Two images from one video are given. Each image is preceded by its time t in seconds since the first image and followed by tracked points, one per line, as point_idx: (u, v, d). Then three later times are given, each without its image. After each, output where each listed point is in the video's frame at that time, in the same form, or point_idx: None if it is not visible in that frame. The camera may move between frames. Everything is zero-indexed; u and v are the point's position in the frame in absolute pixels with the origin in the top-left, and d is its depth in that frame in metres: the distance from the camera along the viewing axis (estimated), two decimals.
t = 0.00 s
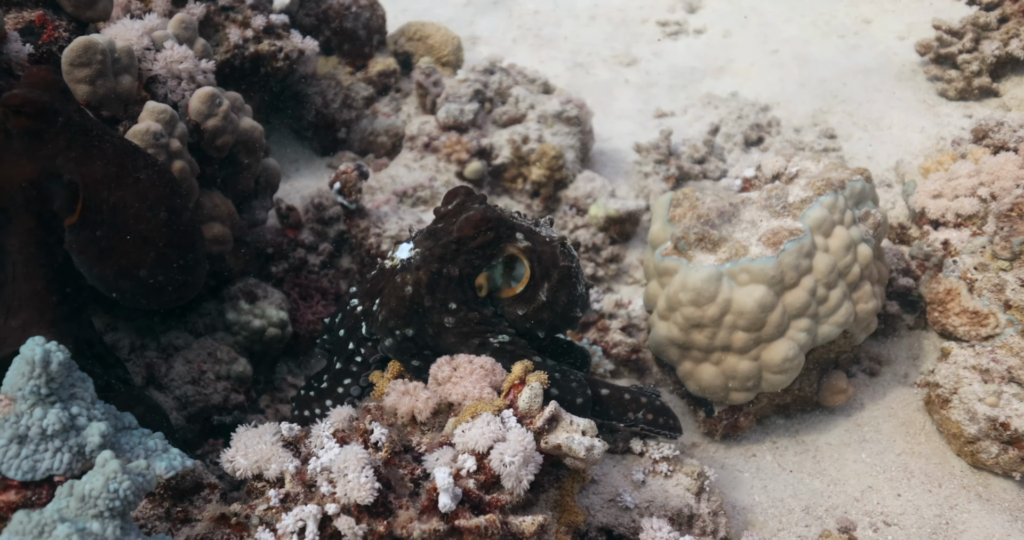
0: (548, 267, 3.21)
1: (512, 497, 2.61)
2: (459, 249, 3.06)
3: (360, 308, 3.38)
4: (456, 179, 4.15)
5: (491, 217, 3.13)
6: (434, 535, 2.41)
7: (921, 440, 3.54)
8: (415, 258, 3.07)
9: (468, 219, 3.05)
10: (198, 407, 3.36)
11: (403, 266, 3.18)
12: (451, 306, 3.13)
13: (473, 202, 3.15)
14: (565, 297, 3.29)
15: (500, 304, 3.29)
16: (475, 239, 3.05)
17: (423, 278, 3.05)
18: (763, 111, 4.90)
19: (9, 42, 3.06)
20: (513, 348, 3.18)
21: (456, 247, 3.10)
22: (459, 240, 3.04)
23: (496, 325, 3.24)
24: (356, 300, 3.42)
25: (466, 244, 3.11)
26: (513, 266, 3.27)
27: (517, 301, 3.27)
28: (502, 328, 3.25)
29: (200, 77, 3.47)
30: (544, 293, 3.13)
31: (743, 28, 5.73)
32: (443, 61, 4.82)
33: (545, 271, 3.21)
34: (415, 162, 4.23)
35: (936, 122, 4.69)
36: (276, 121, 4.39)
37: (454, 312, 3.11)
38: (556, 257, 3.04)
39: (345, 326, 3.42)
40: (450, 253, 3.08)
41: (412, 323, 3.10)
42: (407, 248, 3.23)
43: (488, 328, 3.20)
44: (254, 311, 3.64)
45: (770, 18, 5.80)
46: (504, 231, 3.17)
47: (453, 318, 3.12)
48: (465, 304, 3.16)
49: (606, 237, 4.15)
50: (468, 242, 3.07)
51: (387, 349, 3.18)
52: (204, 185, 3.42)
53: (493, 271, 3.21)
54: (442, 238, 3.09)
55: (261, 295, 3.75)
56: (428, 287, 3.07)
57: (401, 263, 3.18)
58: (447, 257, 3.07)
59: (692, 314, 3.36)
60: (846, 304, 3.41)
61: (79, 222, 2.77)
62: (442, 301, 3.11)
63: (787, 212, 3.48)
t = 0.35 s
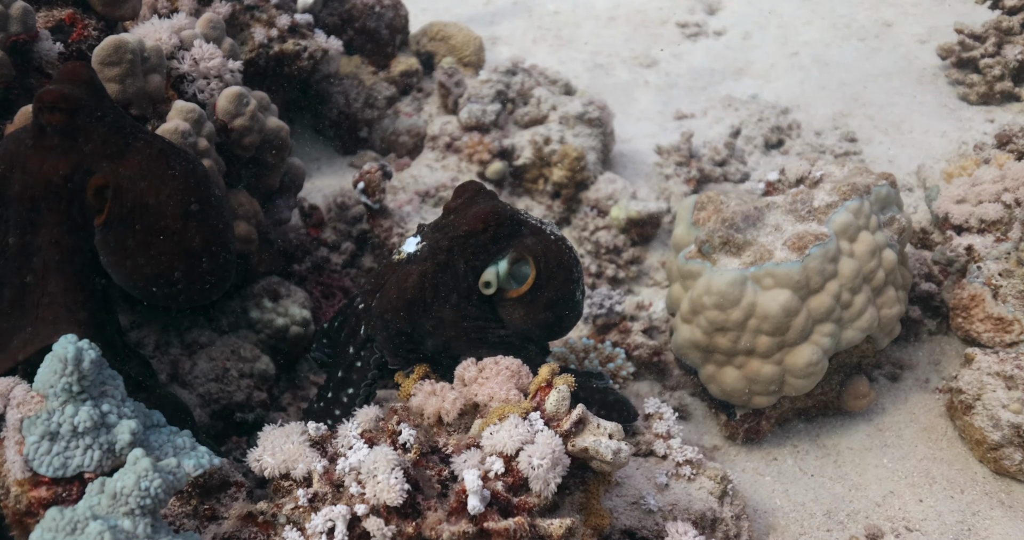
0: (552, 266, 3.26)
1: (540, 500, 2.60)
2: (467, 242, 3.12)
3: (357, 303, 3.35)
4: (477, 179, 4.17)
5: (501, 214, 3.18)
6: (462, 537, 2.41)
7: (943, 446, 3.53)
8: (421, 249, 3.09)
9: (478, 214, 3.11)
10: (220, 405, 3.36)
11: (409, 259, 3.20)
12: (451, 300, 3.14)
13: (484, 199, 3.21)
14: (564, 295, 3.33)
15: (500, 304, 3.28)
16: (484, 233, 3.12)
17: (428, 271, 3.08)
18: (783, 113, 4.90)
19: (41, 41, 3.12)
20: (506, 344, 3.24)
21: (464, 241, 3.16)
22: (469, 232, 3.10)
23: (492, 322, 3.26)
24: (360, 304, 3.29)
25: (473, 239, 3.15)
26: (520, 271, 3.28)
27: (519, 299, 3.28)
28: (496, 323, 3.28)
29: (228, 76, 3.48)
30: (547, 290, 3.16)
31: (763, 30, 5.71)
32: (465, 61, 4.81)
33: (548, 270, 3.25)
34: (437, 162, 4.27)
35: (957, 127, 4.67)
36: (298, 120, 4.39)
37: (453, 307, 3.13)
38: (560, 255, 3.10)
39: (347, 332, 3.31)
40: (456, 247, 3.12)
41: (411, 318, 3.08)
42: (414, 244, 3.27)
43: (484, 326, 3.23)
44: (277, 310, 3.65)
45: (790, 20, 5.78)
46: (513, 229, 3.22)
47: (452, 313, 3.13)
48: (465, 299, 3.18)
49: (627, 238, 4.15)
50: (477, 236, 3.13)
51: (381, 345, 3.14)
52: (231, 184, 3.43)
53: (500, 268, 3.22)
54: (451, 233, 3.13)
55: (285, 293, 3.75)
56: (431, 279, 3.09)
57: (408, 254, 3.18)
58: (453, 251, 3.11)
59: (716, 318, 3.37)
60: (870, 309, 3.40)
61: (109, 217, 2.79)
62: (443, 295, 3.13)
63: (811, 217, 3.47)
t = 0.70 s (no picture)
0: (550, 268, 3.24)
1: (563, 503, 2.59)
2: (467, 242, 3.12)
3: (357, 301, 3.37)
4: (495, 180, 4.19)
5: (503, 213, 3.14)
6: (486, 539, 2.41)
7: (961, 454, 3.53)
8: (420, 248, 3.12)
9: (478, 213, 3.09)
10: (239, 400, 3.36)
11: (409, 257, 3.21)
12: (448, 298, 3.16)
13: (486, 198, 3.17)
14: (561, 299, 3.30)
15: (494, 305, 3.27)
16: (484, 232, 3.10)
17: (426, 269, 3.11)
18: (800, 118, 4.90)
19: (67, 37, 3.12)
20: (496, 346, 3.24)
21: (465, 241, 3.16)
22: (469, 232, 3.10)
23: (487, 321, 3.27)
24: (359, 304, 3.32)
25: (474, 238, 3.14)
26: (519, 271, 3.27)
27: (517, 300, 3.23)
28: (489, 325, 3.28)
29: (251, 75, 3.49)
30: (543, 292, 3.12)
31: (780, 34, 5.71)
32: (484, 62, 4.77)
33: (546, 272, 3.21)
34: (455, 162, 4.30)
35: (974, 133, 4.67)
36: (316, 117, 4.39)
37: (450, 306, 3.16)
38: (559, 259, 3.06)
39: (343, 330, 3.34)
40: (455, 246, 3.12)
41: (408, 316, 3.14)
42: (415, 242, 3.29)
43: (477, 326, 3.25)
44: (296, 308, 3.66)
45: (807, 25, 5.78)
46: (515, 229, 3.18)
47: (447, 311, 3.16)
48: (463, 298, 3.19)
49: (645, 241, 4.15)
50: (478, 235, 3.12)
51: (382, 346, 3.20)
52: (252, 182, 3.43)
53: (500, 266, 3.16)
54: (450, 231, 3.13)
55: (304, 291, 3.75)
56: (429, 277, 3.13)
57: (408, 252, 3.18)
58: (452, 250, 3.12)
59: (736, 322, 3.37)
60: (889, 316, 3.40)
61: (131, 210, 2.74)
62: (440, 294, 3.15)
63: (832, 223, 3.47)
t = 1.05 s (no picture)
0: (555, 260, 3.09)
1: (589, 504, 2.59)
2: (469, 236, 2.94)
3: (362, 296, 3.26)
4: (514, 180, 4.18)
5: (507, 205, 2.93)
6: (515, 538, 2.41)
7: (980, 460, 3.52)
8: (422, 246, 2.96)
9: (481, 207, 2.89)
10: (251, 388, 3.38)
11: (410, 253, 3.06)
12: (450, 294, 3.02)
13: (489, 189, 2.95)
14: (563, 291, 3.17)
15: (496, 298, 3.13)
16: (487, 226, 2.91)
17: (429, 266, 2.97)
18: (818, 121, 4.90)
19: (97, 32, 3.19)
20: (495, 338, 3.21)
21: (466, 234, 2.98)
22: (472, 227, 2.90)
23: (488, 314, 3.14)
24: (363, 298, 3.27)
25: (476, 231, 2.95)
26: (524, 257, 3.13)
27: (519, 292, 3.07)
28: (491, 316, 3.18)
29: (278, 72, 3.51)
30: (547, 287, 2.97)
31: (797, 37, 5.71)
32: (504, 62, 4.81)
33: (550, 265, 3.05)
34: (475, 161, 4.29)
35: (992, 139, 4.66)
36: (337, 115, 4.40)
37: (452, 301, 3.03)
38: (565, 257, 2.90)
39: (344, 324, 3.28)
40: (457, 240, 2.95)
41: (411, 313, 3.06)
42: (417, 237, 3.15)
43: (478, 320, 3.13)
44: (317, 305, 3.68)
45: (824, 28, 5.78)
46: (518, 220, 2.98)
47: (450, 307, 3.04)
48: (465, 294, 3.05)
49: (663, 243, 4.16)
50: (480, 229, 2.93)
51: (388, 346, 3.17)
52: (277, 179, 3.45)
53: (504, 259, 3.01)
54: (453, 225, 2.96)
55: (325, 288, 3.77)
56: (432, 273, 2.99)
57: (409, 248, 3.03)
58: (454, 245, 2.95)
59: (758, 325, 3.37)
60: (911, 321, 3.40)
61: (162, 204, 2.75)
62: (441, 289, 3.01)
63: (855, 227, 3.47)
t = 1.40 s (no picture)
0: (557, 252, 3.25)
1: (625, 501, 2.59)
2: (478, 232, 3.06)
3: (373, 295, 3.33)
4: (541, 178, 4.16)
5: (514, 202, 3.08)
6: (553, 533, 2.42)
7: (1009, 464, 3.50)
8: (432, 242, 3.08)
9: (490, 203, 3.05)
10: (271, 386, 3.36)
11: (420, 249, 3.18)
12: (457, 289, 3.14)
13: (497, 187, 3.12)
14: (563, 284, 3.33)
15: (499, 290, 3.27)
16: (495, 222, 3.05)
17: (438, 261, 3.09)
18: (843, 123, 4.89)
19: (137, 27, 3.28)
20: (499, 333, 3.31)
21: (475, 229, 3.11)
22: (481, 222, 3.03)
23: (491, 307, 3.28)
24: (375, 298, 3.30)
25: (484, 226, 3.09)
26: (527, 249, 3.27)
27: (522, 283, 3.25)
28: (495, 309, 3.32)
29: (312, 68, 3.53)
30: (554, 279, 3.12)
31: (821, 38, 5.72)
32: (530, 60, 4.84)
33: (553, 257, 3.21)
34: (501, 159, 4.27)
35: (1020, 143, 4.63)
36: (364, 112, 4.43)
37: (460, 296, 3.15)
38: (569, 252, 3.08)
39: (355, 324, 3.30)
40: (466, 236, 3.08)
41: (420, 309, 3.15)
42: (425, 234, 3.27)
43: (482, 315, 3.25)
44: (346, 301, 3.72)
45: (849, 30, 5.77)
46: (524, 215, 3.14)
47: (456, 301, 3.16)
48: (472, 287, 3.17)
49: (689, 243, 4.16)
50: (488, 224, 3.07)
51: (398, 343, 3.23)
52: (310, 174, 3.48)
53: (509, 252, 3.16)
54: (462, 221, 3.09)
55: (354, 284, 3.80)
56: (440, 268, 3.10)
57: (419, 245, 3.15)
58: (463, 240, 3.08)
59: (787, 326, 3.37)
60: (942, 323, 3.39)
61: (207, 195, 2.81)
62: (448, 285, 3.12)
63: (886, 229, 3.47)
